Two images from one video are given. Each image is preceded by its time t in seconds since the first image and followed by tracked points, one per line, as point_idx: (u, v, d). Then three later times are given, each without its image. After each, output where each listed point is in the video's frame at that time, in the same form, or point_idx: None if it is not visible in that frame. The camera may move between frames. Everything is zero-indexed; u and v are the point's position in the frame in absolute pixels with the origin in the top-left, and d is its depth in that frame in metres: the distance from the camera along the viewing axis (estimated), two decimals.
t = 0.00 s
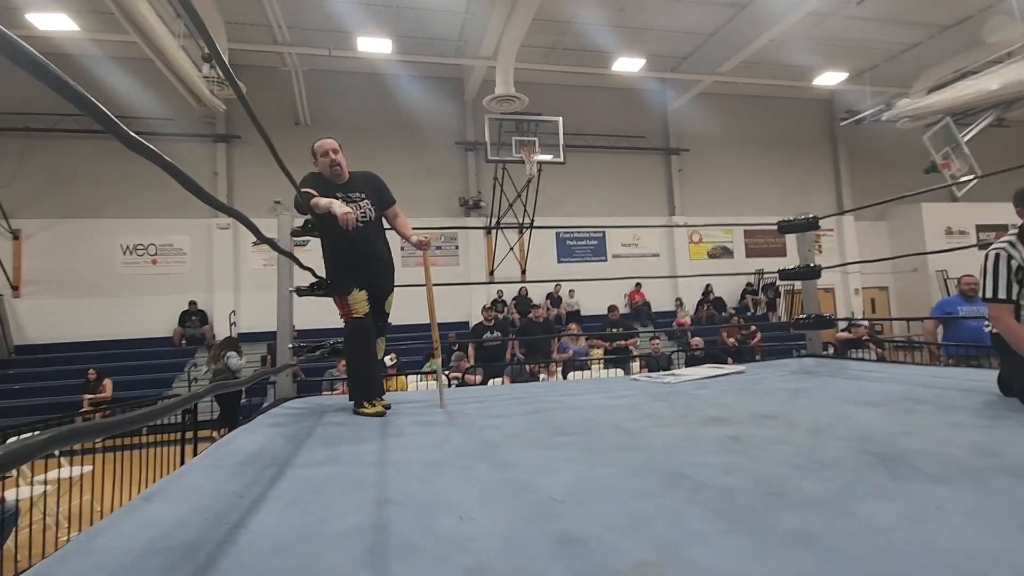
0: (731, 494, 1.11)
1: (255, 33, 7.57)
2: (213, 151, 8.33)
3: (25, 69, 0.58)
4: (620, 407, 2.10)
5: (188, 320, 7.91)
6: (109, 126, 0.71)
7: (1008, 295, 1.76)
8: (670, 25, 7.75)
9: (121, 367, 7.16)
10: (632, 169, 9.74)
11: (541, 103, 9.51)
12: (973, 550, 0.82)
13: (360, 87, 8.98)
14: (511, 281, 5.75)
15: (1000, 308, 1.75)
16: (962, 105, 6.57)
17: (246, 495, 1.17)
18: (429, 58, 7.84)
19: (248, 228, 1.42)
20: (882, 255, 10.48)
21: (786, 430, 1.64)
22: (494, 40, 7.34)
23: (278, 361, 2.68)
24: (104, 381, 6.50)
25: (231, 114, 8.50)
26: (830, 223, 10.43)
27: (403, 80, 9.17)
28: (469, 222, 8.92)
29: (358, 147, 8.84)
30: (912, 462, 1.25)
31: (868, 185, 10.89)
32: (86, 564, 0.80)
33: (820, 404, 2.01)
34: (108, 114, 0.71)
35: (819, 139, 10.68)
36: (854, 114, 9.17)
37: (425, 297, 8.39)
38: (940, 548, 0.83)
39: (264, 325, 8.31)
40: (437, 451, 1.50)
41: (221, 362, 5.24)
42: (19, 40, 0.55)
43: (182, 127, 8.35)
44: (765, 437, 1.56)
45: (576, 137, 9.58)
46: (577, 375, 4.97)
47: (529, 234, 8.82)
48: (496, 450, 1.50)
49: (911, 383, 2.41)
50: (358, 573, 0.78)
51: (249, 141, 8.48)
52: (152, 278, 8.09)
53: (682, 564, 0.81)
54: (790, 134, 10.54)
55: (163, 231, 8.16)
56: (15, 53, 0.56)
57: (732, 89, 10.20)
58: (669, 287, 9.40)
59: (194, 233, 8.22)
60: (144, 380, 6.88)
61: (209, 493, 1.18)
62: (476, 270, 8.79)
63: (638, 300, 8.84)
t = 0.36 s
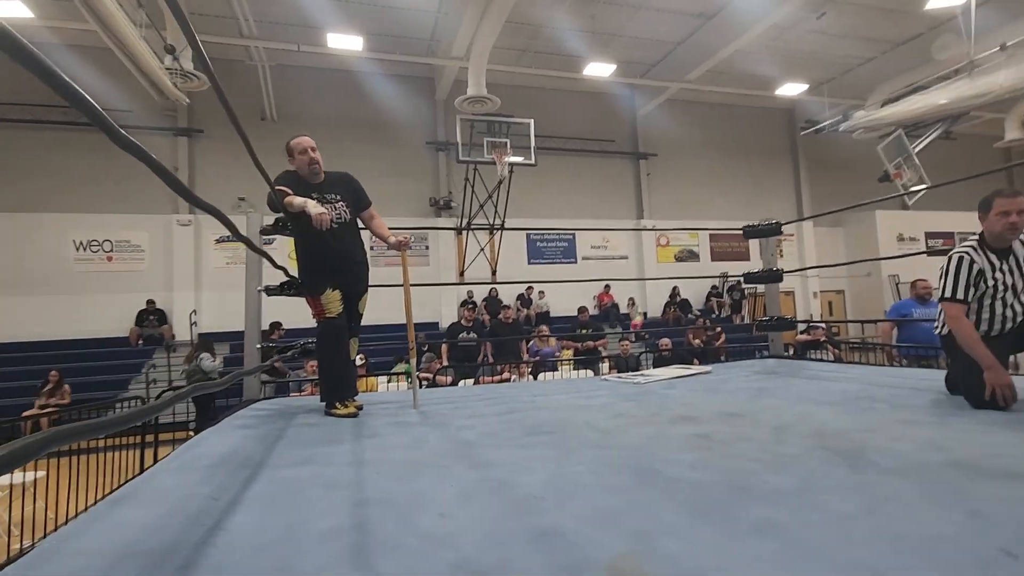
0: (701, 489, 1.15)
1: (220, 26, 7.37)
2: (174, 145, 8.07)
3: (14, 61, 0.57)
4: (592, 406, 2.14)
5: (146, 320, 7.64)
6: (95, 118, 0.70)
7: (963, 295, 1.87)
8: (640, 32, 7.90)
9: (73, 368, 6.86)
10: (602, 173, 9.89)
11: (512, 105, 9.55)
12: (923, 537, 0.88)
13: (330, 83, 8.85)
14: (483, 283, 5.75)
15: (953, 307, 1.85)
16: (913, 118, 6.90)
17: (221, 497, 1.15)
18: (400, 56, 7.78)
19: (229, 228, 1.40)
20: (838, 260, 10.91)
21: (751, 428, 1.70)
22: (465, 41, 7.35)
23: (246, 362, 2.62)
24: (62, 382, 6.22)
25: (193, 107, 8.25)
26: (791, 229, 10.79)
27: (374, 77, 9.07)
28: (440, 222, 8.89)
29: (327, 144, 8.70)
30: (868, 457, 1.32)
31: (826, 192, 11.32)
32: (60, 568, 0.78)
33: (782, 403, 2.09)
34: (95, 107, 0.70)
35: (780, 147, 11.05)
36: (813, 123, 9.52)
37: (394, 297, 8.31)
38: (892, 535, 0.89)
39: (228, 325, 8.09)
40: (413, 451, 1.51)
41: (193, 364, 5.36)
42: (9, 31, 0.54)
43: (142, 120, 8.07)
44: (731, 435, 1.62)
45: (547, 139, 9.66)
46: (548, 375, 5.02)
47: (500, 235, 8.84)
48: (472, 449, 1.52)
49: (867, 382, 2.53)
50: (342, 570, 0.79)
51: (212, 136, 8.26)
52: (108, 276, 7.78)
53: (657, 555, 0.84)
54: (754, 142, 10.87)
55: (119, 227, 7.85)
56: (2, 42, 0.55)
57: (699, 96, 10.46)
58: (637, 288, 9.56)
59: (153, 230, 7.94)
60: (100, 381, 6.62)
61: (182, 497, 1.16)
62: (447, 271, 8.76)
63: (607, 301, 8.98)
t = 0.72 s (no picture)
0: (675, 491, 1.17)
1: (194, 21, 7.21)
2: (141, 141, 7.85)
3: None
4: (567, 411, 2.15)
5: (108, 321, 7.39)
6: (69, 111, 0.68)
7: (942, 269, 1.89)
8: (617, 41, 8.01)
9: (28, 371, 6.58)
10: (579, 179, 9.98)
11: (490, 110, 9.58)
12: (886, 535, 0.91)
13: (305, 83, 8.73)
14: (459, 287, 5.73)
15: (929, 276, 1.89)
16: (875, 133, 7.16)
17: (192, 504, 1.13)
18: (378, 58, 7.73)
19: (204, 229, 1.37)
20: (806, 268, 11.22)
21: (722, 432, 1.74)
22: (443, 45, 7.35)
23: (217, 366, 2.56)
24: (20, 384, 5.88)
25: (162, 103, 8.04)
26: (761, 237, 11.06)
27: (351, 78, 8.98)
28: (416, 225, 8.84)
29: (301, 144, 8.58)
30: (833, 459, 1.36)
31: (795, 202, 11.65)
32: None
33: (752, 408, 2.14)
34: (69, 100, 0.68)
35: (751, 158, 11.33)
36: (783, 135, 9.79)
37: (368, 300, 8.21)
38: (855, 533, 0.92)
39: (196, 327, 7.88)
40: (389, 456, 1.50)
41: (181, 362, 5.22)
42: None
43: (109, 115, 7.83)
44: (703, 439, 1.65)
45: (525, 144, 9.70)
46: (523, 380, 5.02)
47: (477, 239, 8.84)
48: (448, 454, 1.52)
49: (832, 388, 2.61)
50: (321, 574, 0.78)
51: (182, 133, 8.07)
52: (69, 275, 7.50)
53: (633, 555, 0.86)
54: (726, 152, 11.12)
55: (81, 225, 7.58)
56: None
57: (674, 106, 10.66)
58: (612, 294, 9.66)
59: (117, 228, 7.69)
60: (59, 384, 6.37)
61: (150, 503, 1.13)
62: (423, 274, 8.71)
63: (582, 306, 9.04)
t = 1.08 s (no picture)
0: (659, 494, 1.18)
1: (179, 21, 7.13)
2: (122, 142, 7.72)
3: None
4: (553, 416, 2.16)
5: (85, 325, 7.23)
6: (55, 112, 0.67)
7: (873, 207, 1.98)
8: (604, 49, 8.09)
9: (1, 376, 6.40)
10: (565, 185, 10.04)
11: (477, 115, 9.60)
12: (862, 537, 0.93)
13: (291, 86, 8.67)
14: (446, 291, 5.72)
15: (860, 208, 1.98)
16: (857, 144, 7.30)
17: (172, 510, 1.11)
18: (366, 61, 7.71)
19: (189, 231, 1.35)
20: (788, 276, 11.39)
21: (706, 436, 1.75)
22: (432, 50, 7.36)
23: (197, 371, 2.51)
24: None
25: (144, 104, 7.92)
26: (745, 245, 11.20)
27: (338, 81, 8.95)
28: (402, 230, 8.80)
29: (287, 147, 8.51)
30: (815, 463, 1.38)
31: (778, 210, 11.83)
32: None
33: (735, 412, 2.16)
34: (55, 99, 0.67)
35: (735, 166, 11.48)
36: (765, 144, 9.95)
37: (353, 305, 8.16)
38: (837, 535, 0.93)
39: (176, 331, 7.75)
40: (374, 461, 1.48)
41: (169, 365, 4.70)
42: None
43: (89, 115, 7.69)
44: (688, 443, 1.67)
45: (512, 150, 9.74)
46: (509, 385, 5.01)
47: (463, 244, 8.83)
48: (434, 458, 1.51)
49: (814, 392, 2.64)
50: None
51: (164, 134, 7.95)
52: (45, 278, 7.33)
53: (618, 558, 0.86)
54: (712, 161, 11.27)
55: (58, 227, 7.42)
56: None
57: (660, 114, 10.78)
58: (597, 300, 9.70)
59: (95, 230, 7.54)
60: (33, 389, 6.21)
61: (128, 510, 1.11)
62: (409, 279, 8.66)
63: (568, 312, 9.08)
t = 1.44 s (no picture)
0: (653, 501, 1.18)
1: (175, 25, 7.12)
2: (116, 145, 7.69)
3: None
4: (547, 422, 2.15)
5: (76, 329, 7.17)
6: (44, 114, 0.67)
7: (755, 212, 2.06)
8: (599, 55, 8.13)
9: None
10: (561, 190, 10.07)
11: (473, 119, 9.62)
12: (854, 544, 0.93)
13: (287, 90, 8.67)
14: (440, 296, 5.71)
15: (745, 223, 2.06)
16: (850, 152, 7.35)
17: (163, 517, 1.10)
18: (362, 66, 7.71)
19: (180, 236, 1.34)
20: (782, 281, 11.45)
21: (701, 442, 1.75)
22: (428, 54, 7.38)
23: (190, 376, 2.50)
24: None
25: (138, 107, 7.89)
26: (739, 250, 11.26)
27: (335, 86, 8.95)
28: (398, 234, 8.79)
29: (282, 151, 8.49)
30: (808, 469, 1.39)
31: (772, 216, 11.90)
32: None
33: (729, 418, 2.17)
34: (43, 102, 0.67)
35: (730, 172, 11.54)
36: (759, 150, 10.01)
37: (348, 310, 8.14)
38: (830, 543, 0.94)
39: (168, 335, 7.70)
40: (367, 468, 1.48)
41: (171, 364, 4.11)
42: None
43: (82, 117, 7.66)
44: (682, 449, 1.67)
45: (508, 155, 9.76)
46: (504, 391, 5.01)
47: (459, 249, 8.83)
48: (428, 465, 1.50)
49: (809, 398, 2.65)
50: None
51: (158, 137, 7.92)
52: (35, 281, 7.27)
53: (611, 566, 0.86)
54: (706, 168, 11.33)
55: (50, 230, 7.37)
56: None
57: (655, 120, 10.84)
58: (592, 304, 9.71)
59: (87, 233, 7.48)
60: (23, 393, 6.15)
61: (118, 517, 1.10)
62: (403, 283, 8.64)
63: (562, 317, 9.10)
